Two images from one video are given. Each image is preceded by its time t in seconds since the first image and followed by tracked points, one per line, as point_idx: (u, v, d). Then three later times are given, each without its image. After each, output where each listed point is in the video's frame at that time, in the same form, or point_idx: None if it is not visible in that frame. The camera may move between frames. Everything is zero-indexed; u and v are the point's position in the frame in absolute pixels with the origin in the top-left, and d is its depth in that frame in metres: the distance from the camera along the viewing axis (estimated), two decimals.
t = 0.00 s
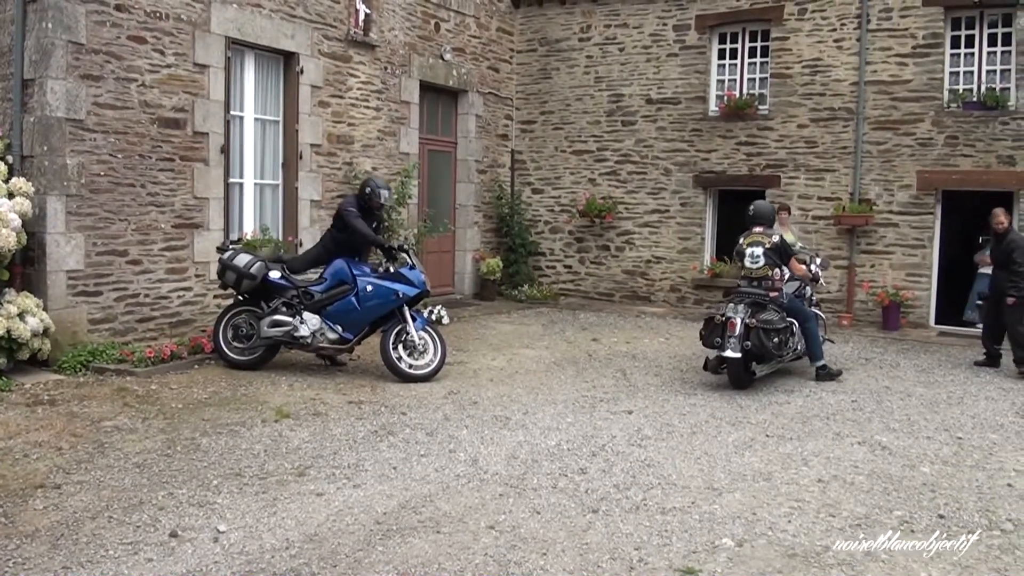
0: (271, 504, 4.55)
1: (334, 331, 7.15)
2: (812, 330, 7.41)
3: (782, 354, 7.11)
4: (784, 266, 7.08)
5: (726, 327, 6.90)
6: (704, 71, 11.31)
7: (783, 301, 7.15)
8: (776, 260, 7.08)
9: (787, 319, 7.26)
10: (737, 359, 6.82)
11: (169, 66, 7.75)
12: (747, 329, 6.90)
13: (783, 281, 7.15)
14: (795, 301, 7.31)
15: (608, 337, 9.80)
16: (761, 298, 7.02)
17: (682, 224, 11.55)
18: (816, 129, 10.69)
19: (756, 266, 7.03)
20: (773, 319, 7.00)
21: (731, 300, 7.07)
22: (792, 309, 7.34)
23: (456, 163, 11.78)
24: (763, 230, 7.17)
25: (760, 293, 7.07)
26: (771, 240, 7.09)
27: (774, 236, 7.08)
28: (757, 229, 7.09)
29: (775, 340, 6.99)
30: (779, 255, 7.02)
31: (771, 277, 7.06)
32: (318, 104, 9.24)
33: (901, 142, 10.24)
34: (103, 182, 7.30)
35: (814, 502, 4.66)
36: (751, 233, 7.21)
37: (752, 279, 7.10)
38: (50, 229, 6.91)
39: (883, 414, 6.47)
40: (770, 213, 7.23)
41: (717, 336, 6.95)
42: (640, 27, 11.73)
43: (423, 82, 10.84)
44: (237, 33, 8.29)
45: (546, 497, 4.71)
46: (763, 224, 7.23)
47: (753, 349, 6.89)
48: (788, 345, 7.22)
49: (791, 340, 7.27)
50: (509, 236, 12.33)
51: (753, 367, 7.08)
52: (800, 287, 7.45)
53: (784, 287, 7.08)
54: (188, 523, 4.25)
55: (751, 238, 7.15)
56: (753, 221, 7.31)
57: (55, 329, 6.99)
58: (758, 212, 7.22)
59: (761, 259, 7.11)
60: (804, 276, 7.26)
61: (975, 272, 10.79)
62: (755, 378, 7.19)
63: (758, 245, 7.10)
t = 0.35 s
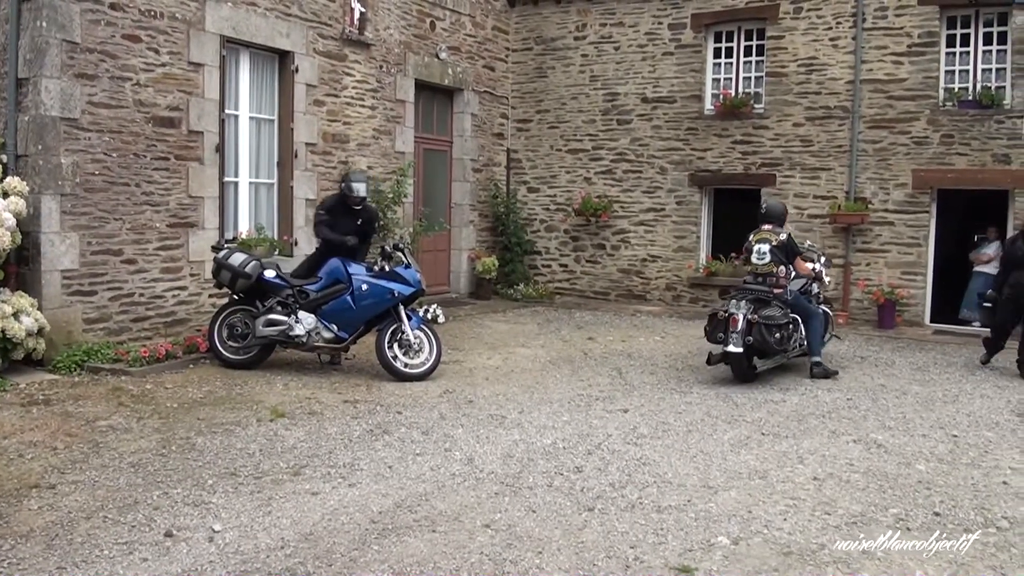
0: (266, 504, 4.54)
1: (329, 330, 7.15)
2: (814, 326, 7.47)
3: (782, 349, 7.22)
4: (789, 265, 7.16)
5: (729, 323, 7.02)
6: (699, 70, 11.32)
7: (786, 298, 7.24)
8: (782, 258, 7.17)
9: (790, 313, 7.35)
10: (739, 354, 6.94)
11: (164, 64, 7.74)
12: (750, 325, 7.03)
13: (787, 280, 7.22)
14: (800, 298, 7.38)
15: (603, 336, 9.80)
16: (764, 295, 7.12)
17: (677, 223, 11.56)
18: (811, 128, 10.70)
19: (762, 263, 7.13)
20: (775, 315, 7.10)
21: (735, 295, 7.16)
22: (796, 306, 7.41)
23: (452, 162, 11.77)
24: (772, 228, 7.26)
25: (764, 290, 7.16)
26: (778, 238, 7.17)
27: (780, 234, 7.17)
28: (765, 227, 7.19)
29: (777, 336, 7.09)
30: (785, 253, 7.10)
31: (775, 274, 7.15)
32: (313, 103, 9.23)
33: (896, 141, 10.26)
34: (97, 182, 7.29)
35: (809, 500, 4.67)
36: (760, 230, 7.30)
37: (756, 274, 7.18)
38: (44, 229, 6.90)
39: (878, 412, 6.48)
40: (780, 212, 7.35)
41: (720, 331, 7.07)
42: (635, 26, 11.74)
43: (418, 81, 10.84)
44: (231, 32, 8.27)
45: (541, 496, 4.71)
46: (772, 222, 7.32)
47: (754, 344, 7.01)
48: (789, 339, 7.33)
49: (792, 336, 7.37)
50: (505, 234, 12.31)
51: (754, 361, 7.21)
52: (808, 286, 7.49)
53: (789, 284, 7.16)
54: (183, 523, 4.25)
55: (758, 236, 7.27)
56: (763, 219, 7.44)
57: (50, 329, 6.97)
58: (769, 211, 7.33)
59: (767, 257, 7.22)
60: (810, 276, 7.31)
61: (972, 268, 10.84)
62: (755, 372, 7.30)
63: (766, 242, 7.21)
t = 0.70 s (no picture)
0: (250, 502, 4.53)
1: (313, 327, 7.13)
2: (814, 317, 7.67)
3: (781, 341, 7.44)
4: (786, 258, 7.42)
5: (725, 314, 7.26)
6: (683, 67, 11.35)
7: (785, 289, 7.49)
8: (779, 252, 7.44)
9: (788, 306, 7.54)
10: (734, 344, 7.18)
11: (147, 61, 7.69)
12: (745, 317, 7.26)
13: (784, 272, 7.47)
14: (799, 289, 7.60)
15: (588, 332, 9.83)
16: (760, 287, 7.36)
17: (661, 219, 11.59)
18: (794, 124, 10.75)
19: (758, 257, 7.42)
20: (771, 307, 7.33)
21: (732, 288, 7.41)
22: (796, 297, 7.62)
23: (436, 159, 11.75)
24: (768, 223, 7.54)
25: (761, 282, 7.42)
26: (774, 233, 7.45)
27: (776, 229, 7.45)
28: (760, 222, 7.47)
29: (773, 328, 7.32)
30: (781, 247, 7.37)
31: (772, 268, 7.42)
32: (297, 99, 9.19)
33: (879, 137, 10.32)
34: (80, 178, 7.24)
35: (792, 494, 4.70)
36: (758, 227, 7.61)
37: (754, 268, 7.47)
38: (27, 226, 6.86)
39: (861, 407, 6.52)
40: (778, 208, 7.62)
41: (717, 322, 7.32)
42: (619, 23, 11.75)
43: (402, 77, 10.81)
44: (214, 28, 8.23)
45: (526, 492, 4.72)
46: (769, 218, 7.62)
47: (749, 335, 7.26)
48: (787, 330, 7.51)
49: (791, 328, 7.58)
50: (490, 231, 12.31)
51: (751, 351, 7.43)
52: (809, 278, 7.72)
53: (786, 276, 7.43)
54: (166, 521, 4.23)
55: (756, 231, 7.57)
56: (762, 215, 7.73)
57: (33, 327, 6.92)
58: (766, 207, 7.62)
59: (764, 251, 7.50)
60: (810, 270, 7.48)
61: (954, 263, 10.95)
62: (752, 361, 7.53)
63: (762, 236, 7.50)
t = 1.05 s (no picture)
0: (214, 501, 4.48)
1: (277, 324, 7.05)
2: (797, 311, 7.91)
3: (762, 334, 7.74)
4: (769, 255, 7.74)
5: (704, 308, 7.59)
6: (649, 65, 11.40)
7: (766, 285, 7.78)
8: (762, 248, 7.76)
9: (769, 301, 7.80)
10: (711, 337, 7.51)
11: (111, 54, 7.57)
12: (723, 310, 7.57)
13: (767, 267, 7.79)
14: (781, 285, 7.87)
15: (554, 329, 9.84)
16: (739, 283, 7.65)
17: (627, 216, 11.64)
18: (758, 123, 10.85)
19: (744, 253, 7.72)
20: (750, 302, 7.62)
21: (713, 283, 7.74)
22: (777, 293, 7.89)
23: (401, 155, 11.70)
24: (753, 219, 7.82)
25: (744, 277, 7.75)
26: (759, 230, 7.76)
27: (760, 226, 7.75)
28: (746, 219, 7.74)
29: (753, 322, 7.62)
30: (766, 244, 7.69)
31: (756, 263, 7.74)
32: (262, 94, 9.10)
33: (843, 136, 10.45)
34: (41, 173, 7.12)
35: (756, 489, 4.75)
36: (744, 223, 7.91)
37: (738, 263, 7.79)
38: None
39: (824, 403, 6.61)
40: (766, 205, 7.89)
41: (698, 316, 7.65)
42: (586, 21, 11.78)
43: (368, 73, 10.74)
44: (179, 21, 8.12)
45: (492, 489, 4.72)
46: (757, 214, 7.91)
47: (727, 328, 7.56)
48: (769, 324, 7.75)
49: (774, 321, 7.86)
50: (456, 228, 12.28)
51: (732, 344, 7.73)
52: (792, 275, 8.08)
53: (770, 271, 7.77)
54: (130, 521, 4.18)
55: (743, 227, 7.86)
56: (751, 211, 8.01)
57: None
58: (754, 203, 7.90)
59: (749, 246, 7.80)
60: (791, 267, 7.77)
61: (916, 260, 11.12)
62: (732, 352, 7.84)
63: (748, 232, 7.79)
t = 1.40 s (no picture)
0: (156, 501, 4.39)
1: (220, 321, 6.93)
2: (757, 309, 8.17)
3: (721, 328, 8.07)
4: (730, 252, 8.16)
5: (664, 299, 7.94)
6: (593, 62, 11.47)
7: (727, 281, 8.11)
8: (725, 245, 8.19)
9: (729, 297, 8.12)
10: (669, 329, 7.85)
11: (50, 43, 7.36)
12: (681, 303, 7.91)
13: (729, 265, 8.17)
14: (742, 282, 8.13)
15: (499, 325, 9.85)
16: (700, 277, 7.98)
17: (572, 212, 11.70)
18: (702, 121, 10.99)
19: (707, 247, 8.14)
20: (709, 297, 7.95)
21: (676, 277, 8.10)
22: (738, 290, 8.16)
23: (345, 150, 11.59)
24: (722, 219, 8.29)
25: (707, 273, 8.14)
26: (725, 228, 8.22)
27: (727, 224, 8.22)
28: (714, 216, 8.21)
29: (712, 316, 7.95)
30: (729, 241, 8.14)
31: (719, 259, 8.16)
32: (204, 87, 8.93)
33: (784, 135, 10.64)
34: None
35: (698, 482, 4.82)
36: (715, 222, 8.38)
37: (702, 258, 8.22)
38: None
39: (764, 396, 6.73)
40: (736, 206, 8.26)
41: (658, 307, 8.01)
42: (532, 17, 11.80)
43: (312, 66, 10.61)
44: (120, 10, 7.93)
45: (437, 485, 4.70)
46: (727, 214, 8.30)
47: (684, 320, 7.89)
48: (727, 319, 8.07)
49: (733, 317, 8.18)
50: (400, 223, 12.21)
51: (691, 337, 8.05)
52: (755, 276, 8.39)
53: (731, 269, 8.15)
54: (70, 523, 4.08)
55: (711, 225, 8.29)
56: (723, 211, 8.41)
57: None
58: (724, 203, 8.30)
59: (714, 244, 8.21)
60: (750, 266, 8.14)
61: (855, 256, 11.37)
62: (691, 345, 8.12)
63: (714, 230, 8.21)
